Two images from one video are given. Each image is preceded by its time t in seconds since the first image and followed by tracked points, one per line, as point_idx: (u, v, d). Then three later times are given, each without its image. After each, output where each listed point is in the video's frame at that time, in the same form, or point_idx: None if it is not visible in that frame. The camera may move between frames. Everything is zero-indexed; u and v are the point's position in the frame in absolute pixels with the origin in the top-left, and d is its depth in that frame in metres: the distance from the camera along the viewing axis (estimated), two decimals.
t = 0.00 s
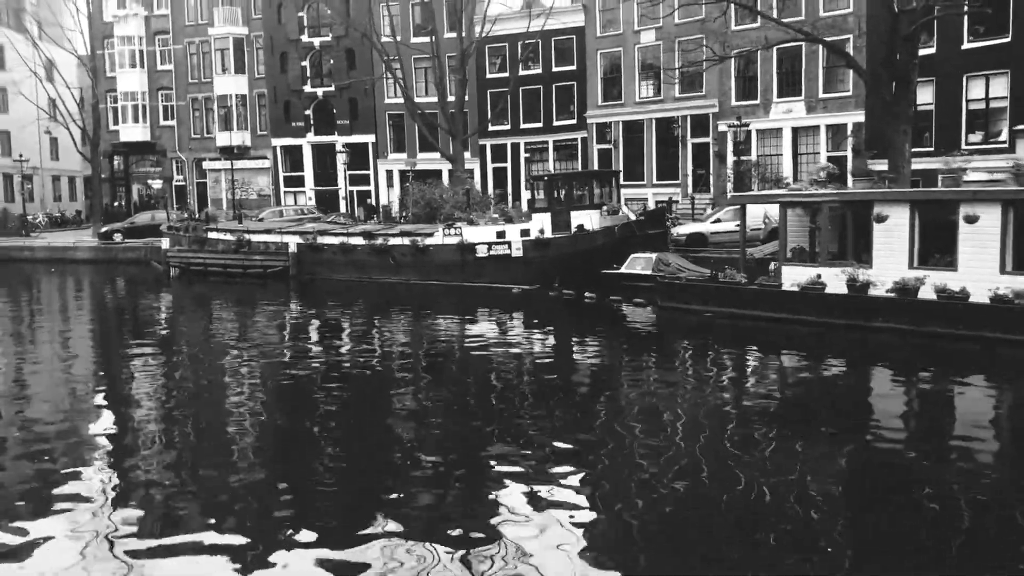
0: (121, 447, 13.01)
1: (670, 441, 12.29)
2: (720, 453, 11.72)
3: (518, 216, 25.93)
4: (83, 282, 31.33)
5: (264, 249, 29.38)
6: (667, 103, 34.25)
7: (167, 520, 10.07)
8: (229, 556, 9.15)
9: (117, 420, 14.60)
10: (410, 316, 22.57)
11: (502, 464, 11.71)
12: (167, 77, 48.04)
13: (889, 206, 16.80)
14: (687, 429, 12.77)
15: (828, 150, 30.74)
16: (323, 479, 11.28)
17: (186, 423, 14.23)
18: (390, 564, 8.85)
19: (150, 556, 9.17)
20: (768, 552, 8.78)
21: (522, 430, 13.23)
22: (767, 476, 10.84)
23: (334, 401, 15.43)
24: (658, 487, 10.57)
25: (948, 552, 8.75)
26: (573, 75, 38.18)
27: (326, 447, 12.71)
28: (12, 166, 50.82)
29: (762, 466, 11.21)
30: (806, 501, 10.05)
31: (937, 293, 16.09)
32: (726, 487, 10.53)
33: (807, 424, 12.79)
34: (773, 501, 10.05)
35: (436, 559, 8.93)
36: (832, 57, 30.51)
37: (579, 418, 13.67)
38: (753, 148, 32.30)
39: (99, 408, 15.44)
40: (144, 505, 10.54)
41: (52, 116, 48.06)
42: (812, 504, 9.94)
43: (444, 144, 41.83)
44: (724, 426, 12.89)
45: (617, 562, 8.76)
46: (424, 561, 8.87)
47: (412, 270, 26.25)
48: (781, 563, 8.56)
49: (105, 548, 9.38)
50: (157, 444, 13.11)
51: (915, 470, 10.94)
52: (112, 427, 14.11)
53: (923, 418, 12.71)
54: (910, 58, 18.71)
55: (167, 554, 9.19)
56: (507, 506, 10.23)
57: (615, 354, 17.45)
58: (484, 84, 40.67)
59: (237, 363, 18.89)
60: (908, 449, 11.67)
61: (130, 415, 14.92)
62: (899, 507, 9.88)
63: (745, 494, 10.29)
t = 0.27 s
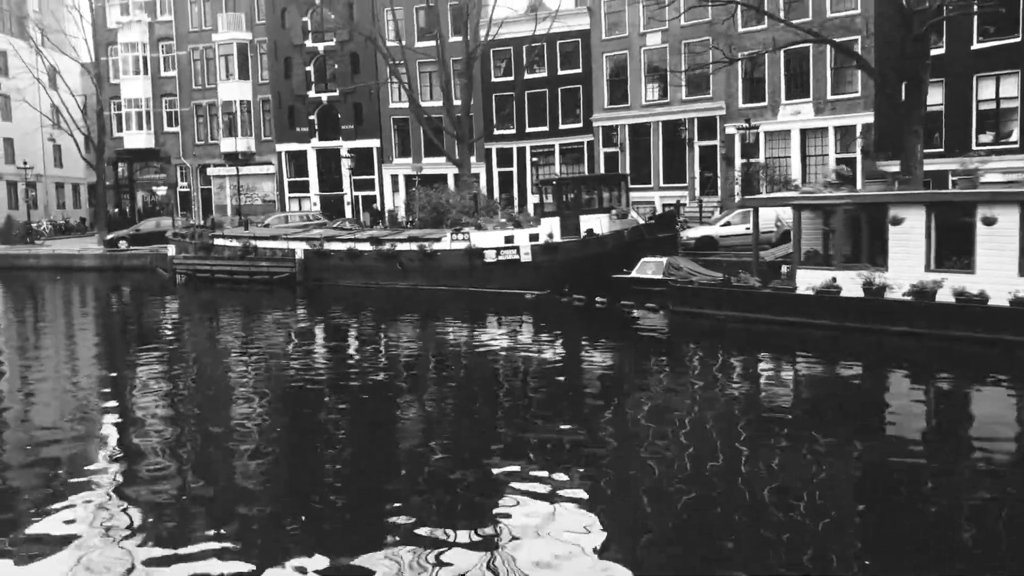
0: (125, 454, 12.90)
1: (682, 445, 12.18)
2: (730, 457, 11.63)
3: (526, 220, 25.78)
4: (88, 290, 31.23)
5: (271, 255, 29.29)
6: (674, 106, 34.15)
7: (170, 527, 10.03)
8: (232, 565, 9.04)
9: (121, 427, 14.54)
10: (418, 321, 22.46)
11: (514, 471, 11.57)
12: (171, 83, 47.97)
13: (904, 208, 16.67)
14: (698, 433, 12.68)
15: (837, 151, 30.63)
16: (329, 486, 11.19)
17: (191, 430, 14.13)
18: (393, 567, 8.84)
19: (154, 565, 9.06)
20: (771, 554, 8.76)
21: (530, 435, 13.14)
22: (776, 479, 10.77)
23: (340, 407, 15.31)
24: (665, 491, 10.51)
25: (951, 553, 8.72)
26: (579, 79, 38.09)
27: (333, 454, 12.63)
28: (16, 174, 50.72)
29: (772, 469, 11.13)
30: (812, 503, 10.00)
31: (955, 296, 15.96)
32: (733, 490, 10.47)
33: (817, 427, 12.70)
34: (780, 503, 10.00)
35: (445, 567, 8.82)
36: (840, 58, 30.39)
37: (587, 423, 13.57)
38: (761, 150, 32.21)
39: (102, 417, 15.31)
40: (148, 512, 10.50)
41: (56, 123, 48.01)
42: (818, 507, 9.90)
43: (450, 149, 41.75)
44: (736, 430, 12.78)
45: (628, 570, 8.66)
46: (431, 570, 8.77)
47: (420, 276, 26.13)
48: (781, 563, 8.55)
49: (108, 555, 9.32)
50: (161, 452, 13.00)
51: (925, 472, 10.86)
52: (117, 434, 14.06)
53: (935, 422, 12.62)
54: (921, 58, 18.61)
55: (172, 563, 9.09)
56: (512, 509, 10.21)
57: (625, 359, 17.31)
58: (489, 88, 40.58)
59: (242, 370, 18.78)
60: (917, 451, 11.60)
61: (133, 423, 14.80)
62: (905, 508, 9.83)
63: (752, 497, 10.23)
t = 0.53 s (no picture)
0: (136, 462, 12.88)
1: (693, 448, 12.15)
2: (739, 459, 11.60)
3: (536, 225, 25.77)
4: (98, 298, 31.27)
5: (281, 263, 29.31)
6: (682, 109, 34.14)
7: (180, 532, 10.05)
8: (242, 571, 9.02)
9: (131, 435, 14.54)
10: (428, 327, 22.43)
11: (528, 476, 11.51)
12: (179, 92, 48.05)
13: (921, 210, 16.59)
14: (709, 436, 12.64)
15: (846, 153, 30.60)
16: (339, 491, 11.19)
17: (201, 437, 14.11)
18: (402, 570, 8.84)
19: (165, 572, 9.05)
20: (776, 555, 8.75)
21: (542, 439, 13.11)
22: (786, 481, 10.74)
23: (350, 414, 15.27)
24: (675, 493, 10.49)
25: (956, 554, 8.71)
26: (586, 83, 38.07)
27: (343, 459, 12.61)
28: (25, 183, 50.74)
29: (783, 471, 11.10)
30: (821, 504, 9.98)
31: (974, 298, 15.86)
32: (743, 492, 10.45)
33: (830, 430, 12.67)
34: (789, 505, 9.98)
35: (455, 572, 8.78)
36: (849, 60, 30.35)
37: (597, 427, 13.53)
38: (770, 153, 32.12)
39: (112, 425, 15.29)
40: (159, 518, 10.51)
41: (65, 132, 48.12)
42: (826, 507, 9.89)
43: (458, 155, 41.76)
44: (748, 432, 12.74)
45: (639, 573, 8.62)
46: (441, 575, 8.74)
47: (430, 282, 26.12)
48: (785, 564, 8.56)
49: (116, 561, 9.31)
50: (172, 459, 12.98)
51: (936, 473, 10.85)
52: (126, 442, 14.06)
53: (949, 424, 12.58)
54: (932, 59, 18.60)
55: (182, 569, 9.07)
56: (522, 513, 10.20)
57: (637, 363, 17.25)
58: (496, 94, 40.65)
59: (252, 377, 18.77)
60: (928, 453, 11.57)
61: (143, 431, 14.78)
62: (912, 509, 9.82)
63: (760, 498, 10.24)
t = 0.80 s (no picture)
0: (144, 471, 12.75)
1: (712, 457, 11.95)
2: (758, 467, 11.44)
3: (549, 232, 25.59)
4: (108, 307, 31.16)
5: (292, 271, 29.20)
6: (695, 114, 33.95)
7: (192, 543, 9.88)
8: None
9: (140, 444, 14.40)
10: (441, 335, 22.27)
11: (543, 484, 11.34)
12: (188, 99, 48.00)
13: (944, 215, 16.38)
14: (727, 445, 12.44)
15: (862, 158, 30.45)
16: (350, 500, 11.04)
17: (210, 446, 13.97)
18: None
19: None
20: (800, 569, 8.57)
21: (557, 447, 12.92)
22: (807, 490, 10.57)
23: (361, 422, 15.12)
24: (693, 503, 10.32)
25: (984, 569, 8.52)
26: (597, 89, 37.92)
27: (355, 467, 12.44)
28: (35, 192, 50.59)
29: (805, 480, 10.91)
30: (843, 515, 9.80)
31: (999, 305, 15.61)
32: (760, 501, 10.28)
33: (853, 437, 12.46)
34: (807, 515, 9.82)
35: None
36: (863, 64, 30.20)
37: (613, 435, 13.35)
38: (784, 158, 31.90)
39: (120, 433, 15.15)
40: (171, 528, 10.34)
41: (75, 141, 48.09)
42: (848, 518, 9.70)
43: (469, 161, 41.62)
44: (767, 440, 12.53)
45: None
46: None
47: (442, 289, 25.97)
48: None
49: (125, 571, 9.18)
50: (180, 467, 12.84)
51: (961, 483, 10.65)
52: (135, 451, 13.90)
53: (975, 432, 12.36)
54: (952, 61, 18.38)
55: None
56: (535, 521, 10.07)
57: (652, 371, 17.06)
58: (507, 100, 40.41)
59: (262, 386, 18.61)
60: (953, 462, 11.37)
61: (152, 439, 14.64)
62: (937, 519, 9.63)
63: (780, 508, 10.07)
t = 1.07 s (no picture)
0: (155, 481, 12.72)
1: (725, 468, 11.90)
2: (774, 479, 11.38)
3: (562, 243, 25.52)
4: (118, 318, 31.16)
5: (303, 282, 29.21)
6: (706, 124, 33.95)
7: (205, 553, 9.88)
8: None
9: (151, 454, 14.36)
10: (453, 346, 22.20)
11: (558, 496, 11.27)
12: (199, 111, 48.15)
13: (964, 225, 16.27)
14: (741, 456, 12.37)
15: (875, 168, 30.40)
16: (361, 511, 11.00)
17: (221, 457, 13.91)
18: None
19: None
20: None
21: (570, 458, 12.88)
22: (823, 502, 10.51)
23: (372, 433, 15.05)
24: (705, 514, 10.29)
25: None
26: (608, 99, 37.94)
27: (367, 478, 12.41)
28: (46, 204, 50.69)
29: (818, 491, 10.88)
30: (853, 525, 9.81)
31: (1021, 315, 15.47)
32: (776, 513, 10.22)
33: (870, 449, 12.40)
34: (823, 527, 9.76)
35: None
36: (875, 73, 30.17)
37: (628, 446, 13.27)
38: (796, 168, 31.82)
39: (131, 444, 15.12)
40: (184, 538, 10.34)
41: (86, 153, 48.24)
42: (864, 530, 9.65)
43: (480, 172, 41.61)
44: (781, 452, 12.48)
45: None
46: None
47: (454, 300, 25.92)
48: None
49: None
50: (192, 478, 12.80)
51: (979, 494, 10.59)
52: (147, 461, 13.88)
53: (994, 443, 12.28)
54: (967, 70, 18.34)
55: None
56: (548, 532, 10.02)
57: (666, 382, 16.97)
58: (517, 110, 40.36)
59: (272, 397, 18.55)
60: (973, 474, 11.29)
61: (163, 450, 14.60)
62: (955, 532, 9.57)
63: (797, 519, 10.01)
